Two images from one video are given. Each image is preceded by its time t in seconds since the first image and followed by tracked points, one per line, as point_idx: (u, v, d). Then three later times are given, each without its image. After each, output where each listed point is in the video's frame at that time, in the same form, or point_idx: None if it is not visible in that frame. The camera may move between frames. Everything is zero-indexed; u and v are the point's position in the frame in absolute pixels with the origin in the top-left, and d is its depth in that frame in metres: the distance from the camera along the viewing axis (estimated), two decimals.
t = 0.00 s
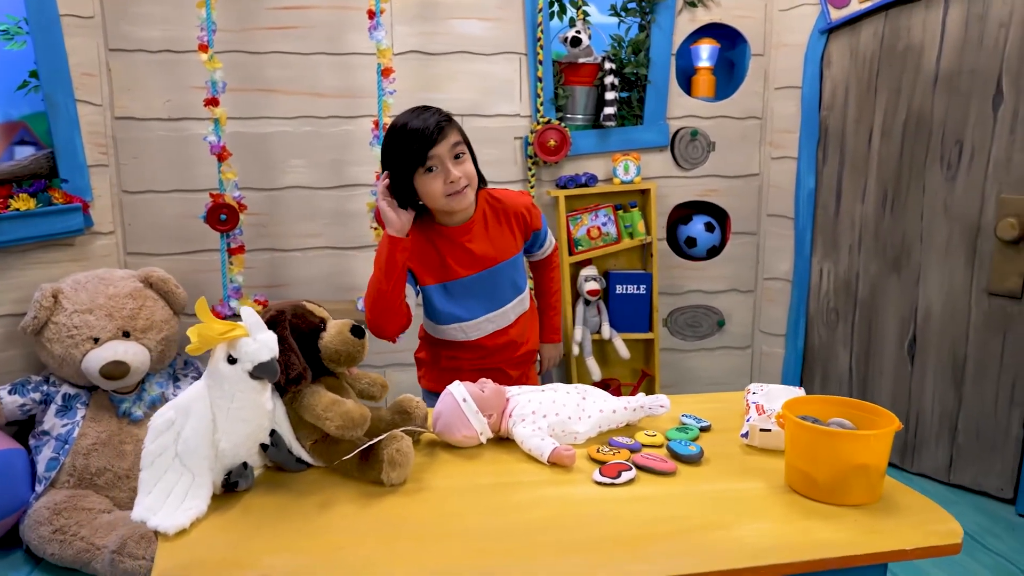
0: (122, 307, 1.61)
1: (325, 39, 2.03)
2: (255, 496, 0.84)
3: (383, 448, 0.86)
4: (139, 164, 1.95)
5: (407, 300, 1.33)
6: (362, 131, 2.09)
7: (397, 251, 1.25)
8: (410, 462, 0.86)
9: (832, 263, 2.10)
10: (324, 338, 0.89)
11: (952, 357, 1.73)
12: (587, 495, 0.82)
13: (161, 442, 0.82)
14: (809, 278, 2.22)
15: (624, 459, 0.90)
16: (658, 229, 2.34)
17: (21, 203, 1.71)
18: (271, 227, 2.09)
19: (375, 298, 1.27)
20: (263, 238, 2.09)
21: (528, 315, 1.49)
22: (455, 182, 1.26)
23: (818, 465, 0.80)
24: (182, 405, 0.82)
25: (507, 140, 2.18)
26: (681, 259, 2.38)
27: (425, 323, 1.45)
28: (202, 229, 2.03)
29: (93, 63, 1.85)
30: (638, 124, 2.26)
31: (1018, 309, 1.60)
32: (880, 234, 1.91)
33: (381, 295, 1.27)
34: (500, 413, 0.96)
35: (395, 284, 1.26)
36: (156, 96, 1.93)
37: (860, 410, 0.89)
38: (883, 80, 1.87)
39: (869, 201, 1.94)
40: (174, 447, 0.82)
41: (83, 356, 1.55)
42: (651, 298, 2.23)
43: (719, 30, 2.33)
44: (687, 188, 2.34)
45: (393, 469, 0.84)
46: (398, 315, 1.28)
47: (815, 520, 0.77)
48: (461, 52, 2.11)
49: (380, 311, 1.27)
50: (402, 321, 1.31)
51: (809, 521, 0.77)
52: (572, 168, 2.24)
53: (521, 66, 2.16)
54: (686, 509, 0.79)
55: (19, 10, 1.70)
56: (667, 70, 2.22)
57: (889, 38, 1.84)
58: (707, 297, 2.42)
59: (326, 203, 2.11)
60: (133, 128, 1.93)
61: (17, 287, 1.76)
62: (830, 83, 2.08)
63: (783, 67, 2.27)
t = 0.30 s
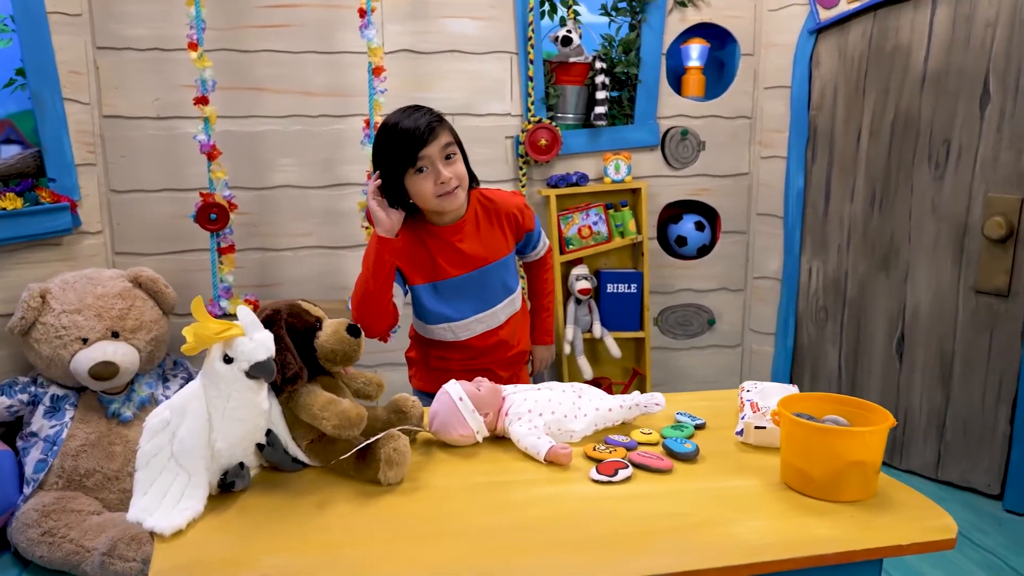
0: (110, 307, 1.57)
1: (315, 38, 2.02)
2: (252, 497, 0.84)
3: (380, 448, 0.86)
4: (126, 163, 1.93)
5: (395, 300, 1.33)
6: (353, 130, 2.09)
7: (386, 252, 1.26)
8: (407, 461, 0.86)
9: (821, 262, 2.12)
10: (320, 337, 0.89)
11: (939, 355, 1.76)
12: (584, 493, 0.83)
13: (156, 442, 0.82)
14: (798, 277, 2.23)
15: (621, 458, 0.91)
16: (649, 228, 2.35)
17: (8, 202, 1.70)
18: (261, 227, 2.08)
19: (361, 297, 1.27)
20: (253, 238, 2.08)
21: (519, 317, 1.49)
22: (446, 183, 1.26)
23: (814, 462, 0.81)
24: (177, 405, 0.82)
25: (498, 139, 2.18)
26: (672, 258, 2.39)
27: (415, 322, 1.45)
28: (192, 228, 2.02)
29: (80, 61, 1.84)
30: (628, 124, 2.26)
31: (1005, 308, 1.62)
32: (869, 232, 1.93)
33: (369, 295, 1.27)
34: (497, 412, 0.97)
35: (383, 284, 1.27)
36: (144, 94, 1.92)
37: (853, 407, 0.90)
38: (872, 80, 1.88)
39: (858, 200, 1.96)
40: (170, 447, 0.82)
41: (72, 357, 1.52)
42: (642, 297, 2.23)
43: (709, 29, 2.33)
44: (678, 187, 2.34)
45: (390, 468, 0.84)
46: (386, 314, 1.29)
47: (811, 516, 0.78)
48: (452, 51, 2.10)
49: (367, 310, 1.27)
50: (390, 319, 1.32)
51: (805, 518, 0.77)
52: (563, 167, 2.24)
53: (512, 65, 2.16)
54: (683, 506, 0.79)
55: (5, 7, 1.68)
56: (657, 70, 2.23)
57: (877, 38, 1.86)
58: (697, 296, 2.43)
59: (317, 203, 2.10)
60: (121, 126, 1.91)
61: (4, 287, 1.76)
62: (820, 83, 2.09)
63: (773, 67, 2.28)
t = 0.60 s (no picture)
0: (96, 308, 1.54)
1: (303, 37, 2.01)
2: (243, 500, 0.83)
3: (373, 450, 0.86)
4: (112, 163, 1.91)
5: (386, 299, 1.32)
6: (342, 130, 2.08)
7: (377, 251, 1.26)
8: (400, 463, 0.85)
9: (808, 262, 2.13)
10: (312, 339, 0.89)
11: (926, 354, 1.78)
12: (578, 494, 0.83)
13: (146, 446, 0.81)
14: (786, 276, 2.25)
15: (613, 458, 0.91)
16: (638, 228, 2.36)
17: None
18: (249, 227, 2.06)
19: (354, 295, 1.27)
20: (241, 238, 2.06)
21: (510, 318, 1.49)
22: (439, 183, 1.25)
23: (806, 463, 0.82)
24: (167, 408, 0.81)
25: (487, 139, 2.18)
26: (661, 258, 2.40)
27: (407, 323, 1.45)
28: (179, 229, 2.00)
29: (64, 60, 1.81)
30: (617, 124, 2.27)
31: (990, 307, 1.64)
32: (856, 232, 1.95)
33: (361, 294, 1.26)
34: (489, 414, 0.97)
35: (376, 282, 1.26)
36: (130, 93, 1.90)
37: (845, 407, 0.91)
38: (859, 81, 1.90)
39: (845, 199, 1.98)
40: (160, 451, 0.81)
41: (56, 359, 1.48)
42: (631, 297, 2.24)
43: (697, 30, 2.34)
44: (666, 187, 2.35)
45: (383, 470, 0.84)
46: (377, 313, 1.29)
47: (803, 516, 0.78)
48: (440, 51, 2.10)
49: (359, 310, 1.27)
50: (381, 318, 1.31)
51: (797, 518, 0.78)
52: (552, 167, 2.24)
53: (501, 65, 2.16)
54: (677, 507, 0.80)
55: None
56: (646, 70, 2.23)
57: (864, 39, 1.87)
58: (685, 296, 2.43)
59: (306, 203, 2.09)
60: (107, 126, 1.89)
61: None
62: (807, 83, 2.11)
63: (760, 67, 2.29)
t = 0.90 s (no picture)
0: (79, 310, 1.38)
1: (290, 36, 1.99)
2: (230, 503, 0.83)
3: (361, 453, 0.85)
4: (96, 162, 1.89)
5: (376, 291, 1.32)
6: (329, 129, 2.07)
7: (366, 243, 1.24)
8: (389, 466, 0.85)
9: (796, 261, 2.15)
10: (300, 341, 0.88)
11: (912, 354, 1.79)
12: (568, 496, 0.83)
13: (132, 449, 0.80)
14: (773, 276, 2.26)
15: (603, 460, 0.91)
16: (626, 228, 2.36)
17: None
18: (236, 227, 2.05)
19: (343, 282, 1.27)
20: (227, 239, 2.05)
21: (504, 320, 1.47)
22: (431, 171, 1.24)
23: (796, 463, 0.82)
24: (153, 411, 0.81)
25: (476, 139, 2.18)
26: (649, 258, 2.40)
27: (398, 319, 1.44)
28: (165, 229, 1.98)
29: (47, 58, 1.76)
30: (606, 124, 2.27)
31: (975, 306, 1.66)
32: (843, 232, 1.96)
33: (350, 283, 1.26)
34: (478, 415, 0.96)
35: (365, 271, 1.26)
36: (114, 92, 1.88)
37: (833, 407, 0.92)
38: (846, 82, 1.92)
39: (832, 200, 1.99)
40: (146, 455, 0.80)
41: (40, 360, 1.32)
42: (620, 297, 2.24)
43: (685, 30, 2.35)
44: (654, 187, 2.36)
45: (372, 473, 0.83)
46: (365, 304, 1.28)
47: (793, 517, 0.79)
48: (429, 50, 2.09)
49: (347, 299, 1.27)
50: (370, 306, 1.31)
51: (788, 519, 0.78)
52: (541, 167, 2.24)
53: (490, 65, 2.15)
54: (668, 508, 0.80)
55: None
56: (634, 70, 2.24)
57: (851, 40, 1.89)
58: (674, 295, 2.44)
59: (293, 203, 2.08)
60: (91, 125, 1.87)
61: None
62: (794, 84, 2.12)
63: (747, 68, 2.30)
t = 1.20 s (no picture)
0: (67, 312, 1.30)
1: (280, 35, 1.98)
2: (219, 507, 0.82)
3: (352, 456, 0.85)
4: (84, 163, 1.88)
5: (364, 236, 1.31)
6: (320, 129, 2.06)
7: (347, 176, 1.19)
8: (380, 468, 0.85)
9: (786, 262, 2.15)
10: (290, 343, 0.88)
11: (902, 353, 1.81)
12: (561, 498, 0.83)
13: (119, 454, 0.80)
14: (764, 276, 2.26)
15: (595, 462, 0.91)
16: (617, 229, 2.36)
17: None
18: (225, 228, 2.03)
19: (326, 214, 1.21)
20: (217, 239, 2.03)
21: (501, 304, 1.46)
22: (440, 130, 1.31)
23: (787, 465, 0.82)
24: (142, 415, 0.80)
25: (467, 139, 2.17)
26: (641, 259, 2.40)
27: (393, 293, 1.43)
28: (154, 230, 1.97)
29: (34, 58, 1.75)
30: (597, 124, 2.28)
31: (964, 306, 1.67)
32: (833, 232, 1.97)
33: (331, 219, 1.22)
34: (470, 417, 0.96)
35: (346, 205, 1.21)
36: (102, 92, 1.86)
37: (824, 408, 0.92)
38: (836, 83, 1.93)
39: (822, 200, 2.00)
40: (134, 459, 0.80)
41: (28, 362, 1.24)
42: (611, 297, 2.25)
43: (676, 31, 2.35)
44: (646, 188, 2.36)
45: (362, 476, 0.83)
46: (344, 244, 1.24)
47: (784, 518, 0.79)
48: (420, 50, 2.08)
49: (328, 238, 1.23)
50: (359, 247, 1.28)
51: (779, 520, 0.79)
52: (532, 167, 2.24)
53: (481, 65, 2.15)
54: (660, 510, 0.80)
55: None
56: (625, 71, 2.24)
57: (841, 41, 1.90)
58: (665, 296, 2.44)
59: (283, 203, 2.07)
60: (79, 125, 1.86)
61: None
62: (784, 85, 2.12)
63: (738, 68, 2.30)
